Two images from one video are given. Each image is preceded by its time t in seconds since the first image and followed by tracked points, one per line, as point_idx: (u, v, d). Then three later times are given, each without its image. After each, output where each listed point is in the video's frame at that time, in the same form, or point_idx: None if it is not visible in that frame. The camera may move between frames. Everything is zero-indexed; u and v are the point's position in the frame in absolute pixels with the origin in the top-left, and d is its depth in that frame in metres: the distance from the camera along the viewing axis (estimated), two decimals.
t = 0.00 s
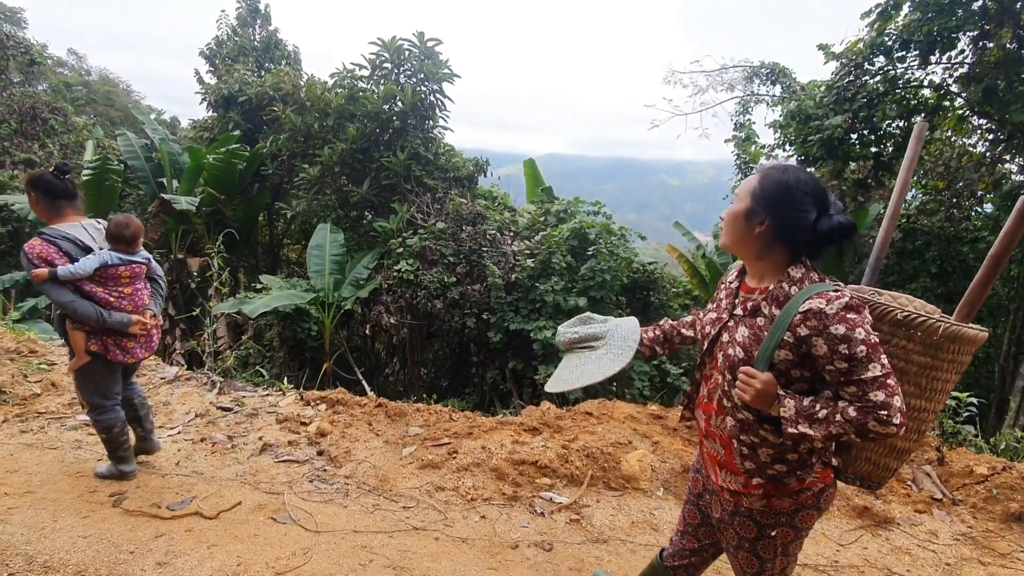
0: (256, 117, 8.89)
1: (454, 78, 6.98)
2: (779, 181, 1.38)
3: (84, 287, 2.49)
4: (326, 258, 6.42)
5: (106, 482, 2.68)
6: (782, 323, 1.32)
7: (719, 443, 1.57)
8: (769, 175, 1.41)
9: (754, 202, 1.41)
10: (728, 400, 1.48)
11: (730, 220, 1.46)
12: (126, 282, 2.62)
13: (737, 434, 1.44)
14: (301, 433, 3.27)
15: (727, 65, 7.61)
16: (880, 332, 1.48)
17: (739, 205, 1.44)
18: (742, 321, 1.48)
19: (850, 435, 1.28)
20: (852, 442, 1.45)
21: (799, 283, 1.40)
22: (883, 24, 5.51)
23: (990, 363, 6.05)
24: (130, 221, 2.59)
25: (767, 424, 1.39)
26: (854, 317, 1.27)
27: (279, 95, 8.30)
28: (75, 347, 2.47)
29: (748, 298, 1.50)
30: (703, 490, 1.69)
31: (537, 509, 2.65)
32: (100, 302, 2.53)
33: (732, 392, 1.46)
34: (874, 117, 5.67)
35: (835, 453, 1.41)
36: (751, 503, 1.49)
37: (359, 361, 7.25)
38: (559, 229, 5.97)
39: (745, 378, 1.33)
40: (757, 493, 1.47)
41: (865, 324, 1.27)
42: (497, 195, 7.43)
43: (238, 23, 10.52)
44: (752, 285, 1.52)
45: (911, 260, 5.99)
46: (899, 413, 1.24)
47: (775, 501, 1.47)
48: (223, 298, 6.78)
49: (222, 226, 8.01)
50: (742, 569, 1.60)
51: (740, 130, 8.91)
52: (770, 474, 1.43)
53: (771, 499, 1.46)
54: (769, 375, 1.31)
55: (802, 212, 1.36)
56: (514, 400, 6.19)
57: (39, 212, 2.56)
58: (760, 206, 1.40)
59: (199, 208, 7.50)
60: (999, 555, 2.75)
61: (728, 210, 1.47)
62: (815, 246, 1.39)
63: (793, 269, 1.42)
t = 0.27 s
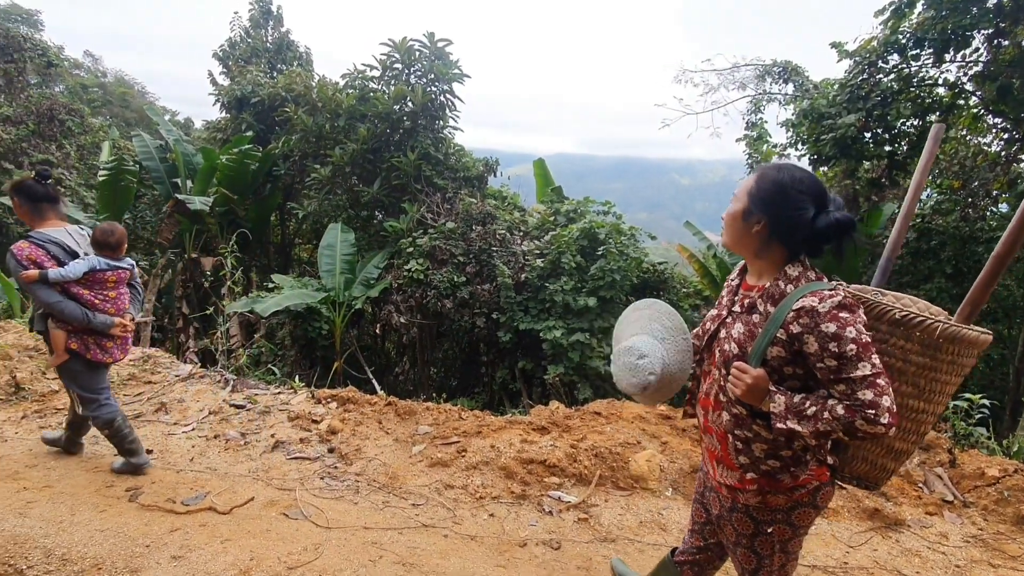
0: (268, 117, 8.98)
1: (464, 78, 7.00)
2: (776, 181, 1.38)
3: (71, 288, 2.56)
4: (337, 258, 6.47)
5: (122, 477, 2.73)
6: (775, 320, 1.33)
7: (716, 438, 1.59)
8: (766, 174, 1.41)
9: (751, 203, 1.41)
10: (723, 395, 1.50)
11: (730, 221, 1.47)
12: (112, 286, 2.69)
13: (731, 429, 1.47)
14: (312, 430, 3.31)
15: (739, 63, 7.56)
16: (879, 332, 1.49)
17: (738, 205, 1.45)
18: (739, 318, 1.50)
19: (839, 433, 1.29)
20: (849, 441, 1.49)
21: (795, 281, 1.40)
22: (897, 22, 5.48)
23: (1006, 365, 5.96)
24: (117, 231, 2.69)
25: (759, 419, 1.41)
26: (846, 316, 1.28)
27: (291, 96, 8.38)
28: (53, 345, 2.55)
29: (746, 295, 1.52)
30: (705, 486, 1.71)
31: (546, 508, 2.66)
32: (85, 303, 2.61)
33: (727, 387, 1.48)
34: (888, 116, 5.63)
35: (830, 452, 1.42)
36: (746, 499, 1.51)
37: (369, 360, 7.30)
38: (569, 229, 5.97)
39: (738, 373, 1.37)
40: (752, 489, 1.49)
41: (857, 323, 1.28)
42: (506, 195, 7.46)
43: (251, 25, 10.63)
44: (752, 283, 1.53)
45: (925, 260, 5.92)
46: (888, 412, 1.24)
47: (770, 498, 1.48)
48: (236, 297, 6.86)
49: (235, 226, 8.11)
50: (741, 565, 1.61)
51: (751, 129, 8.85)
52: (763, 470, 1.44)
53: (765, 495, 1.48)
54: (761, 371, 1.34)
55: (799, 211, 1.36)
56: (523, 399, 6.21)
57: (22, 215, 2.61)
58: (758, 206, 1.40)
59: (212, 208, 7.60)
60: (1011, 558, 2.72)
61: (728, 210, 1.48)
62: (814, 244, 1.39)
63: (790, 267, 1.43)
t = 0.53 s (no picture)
0: (285, 119, 9.10)
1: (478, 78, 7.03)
2: (778, 179, 1.38)
3: (66, 279, 2.73)
4: (353, 258, 6.53)
5: (144, 472, 2.79)
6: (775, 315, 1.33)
7: (720, 438, 1.58)
8: (768, 173, 1.40)
9: (753, 202, 1.41)
10: (725, 393, 1.49)
11: (731, 220, 1.46)
12: (103, 278, 2.89)
13: (734, 427, 1.45)
14: (328, 428, 3.35)
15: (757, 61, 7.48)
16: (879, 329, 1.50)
17: (739, 205, 1.44)
18: (740, 315, 1.48)
19: (842, 427, 1.28)
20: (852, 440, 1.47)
21: (796, 277, 1.38)
22: (918, 18, 5.41)
23: None
24: (109, 227, 2.86)
25: (762, 416, 1.39)
26: (847, 309, 1.27)
27: (308, 98, 8.49)
28: (43, 331, 2.70)
29: (747, 293, 1.51)
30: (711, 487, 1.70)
31: (558, 508, 2.66)
32: (78, 293, 2.79)
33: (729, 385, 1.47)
34: (909, 113, 5.51)
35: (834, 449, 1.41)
36: (752, 499, 1.49)
37: (384, 359, 7.36)
38: (583, 228, 5.96)
39: (740, 369, 1.35)
40: (757, 489, 1.47)
41: (858, 316, 1.27)
42: (521, 195, 7.48)
43: (269, 27, 10.78)
44: (754, 281, 1.51)
45: (948, 260, 5.76)
46: (891, 404, 1.24)
47: (776, 497, 1.46)
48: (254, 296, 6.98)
49: (253, 226, 8.24)
50: (749, 567, 1.59)
51: (769, 127, 8.74)
52: (766, 469, 1.43)
53: (770, 495, 1.46)
54: (763, 367, 1.33)
55: (802, 209, 1.36)
56: (537, 399, 6.21)
57: (14, 209, 2.71)
58: (760, 205, 1.40)
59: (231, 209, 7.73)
60: None
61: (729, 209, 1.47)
62: (815, 242, 1.39)
63: (790, 263, 1.42)
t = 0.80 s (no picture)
0: (300, 121, 9.20)
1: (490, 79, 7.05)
2: (802, 178, 1.40)
3: (43, 275, 2.77)
4: (366, 258, 6.59)
5: (161, 468, 2.85)
6: (779, 308, 1.34)
7: (725, 436, 1.57)
8: (790, 172, 1.40)
9: (785, 202, 1.40)
10: (729, 389, 1.48)
11: (762, 223, 1.41)
12: (81, 274, 2.91)
13: (740, 423, 1.44)
14: (341, 426, 3.39)
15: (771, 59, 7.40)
16: (882, 321, 1.56)
17: (768, 206, 1.40)
18: (743, 310, 1.48)
19: (851, 417, 1.26)
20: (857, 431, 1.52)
21: (797, 271, 1.40)
22: (935, 15, 5.32)
23: None
24: (86, 223, 2.94)
25: (767, 410, 1.38)
26: (850, 299, 1.29)
27: (322, 100, 8.58)
28: (25, 328, 2.75)
29: (748, 289, 1.51)
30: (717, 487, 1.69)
31: (569, 508, 2.66)
32: (56, 290, 2.81)
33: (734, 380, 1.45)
34: (927, 111, 5.43)
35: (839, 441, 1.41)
36: (760, 498, 1.48)
37: (397, 359, 7.41)
38: (595, 229, 5.95)
39: (747, 363, 1.30)
40: (764, 486, 1.46)
41: (861, 305, 1.29)
42: (533, 195, 7.49)
43: (283, 30, 10.90)
44: (754, 277, 1.52)
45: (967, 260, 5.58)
46: (899, 392, 1.22)
47: (783, 495, 1.45)
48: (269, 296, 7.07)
49: (268, 227, 8.34)
50: (757, 566, 1.58)
51: (784, 126, 8.65)
52: (773, 465, 1.42)
53: (778, 492, 1.45)
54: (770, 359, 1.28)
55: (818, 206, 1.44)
56: (549, 399, 6.21)
57: None
58: (792, 205, 1.40)
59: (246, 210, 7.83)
60: None
61: (755, 211, 1.41)
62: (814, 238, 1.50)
63: (791, 258, 1.43)
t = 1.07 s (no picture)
0: (309, 122, 9.26)
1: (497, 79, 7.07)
2: (813, 177, 1.41)
3: None
4: (374, 258, 6.62)
5: (172, 466, 2.89)
6: (794, 307, 1.32)
7: (735, 436, 1.55)
8: (801, 172, 1.41)
9: (802, 202, 1.40)
10: (741, 390, 1.46)
11: (783, 224, 1.38)
12: (36, 282, 2.92)
13: (753, 423, 1.43)
14: (349, 426, 3.41)
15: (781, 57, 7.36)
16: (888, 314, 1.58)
17: (787, 206, 1.38)
18: (753, 311, 1.47)
19: (867, 412, 1.27)
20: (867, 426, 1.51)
21: (806, 269, 1.40)
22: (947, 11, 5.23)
23: None
24: (47, 229, 2.94)
25: (782, 410, 1.37)
26: (864, 296, 1.28)
27: (331, 102, 8.64)
28: None
29: (757, 289, 1.49)
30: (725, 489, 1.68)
31: (575, 508, 2.66)
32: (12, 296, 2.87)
33: (747, 381, 1.43)
34: (939, 109, 5.38)
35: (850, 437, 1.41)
36: (773, 497, 1.48)
37: (405, 359, 7.44)
38: (603, 229, 5.95)
39: (763, 363, 1.29)
40: (778, 485, 1.45)
41: (875, 302, 1.28)
42: (540, 195, 7.51)
43: (293, 33, 10.99)
44: (761, 277, 1.51)
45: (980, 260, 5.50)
46: (915, 387, 1.23)
47: (797, 493, 1.45)
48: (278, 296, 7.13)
49: (278, 227, 8.41)
50: (769, 566, 1.58)
51: (793, 124, 8.60)
52: (788, 464, 1.41)
53: (792, 491, 1.45)
54: (787, 359, 1.28)
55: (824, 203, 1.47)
56: (556, 399, 6.21)
57: None
58: (807, 204, 1.40)
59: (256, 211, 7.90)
60: None
61: (774, 213, 1.39)
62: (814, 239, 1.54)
63: (800, 257, 1.43)
